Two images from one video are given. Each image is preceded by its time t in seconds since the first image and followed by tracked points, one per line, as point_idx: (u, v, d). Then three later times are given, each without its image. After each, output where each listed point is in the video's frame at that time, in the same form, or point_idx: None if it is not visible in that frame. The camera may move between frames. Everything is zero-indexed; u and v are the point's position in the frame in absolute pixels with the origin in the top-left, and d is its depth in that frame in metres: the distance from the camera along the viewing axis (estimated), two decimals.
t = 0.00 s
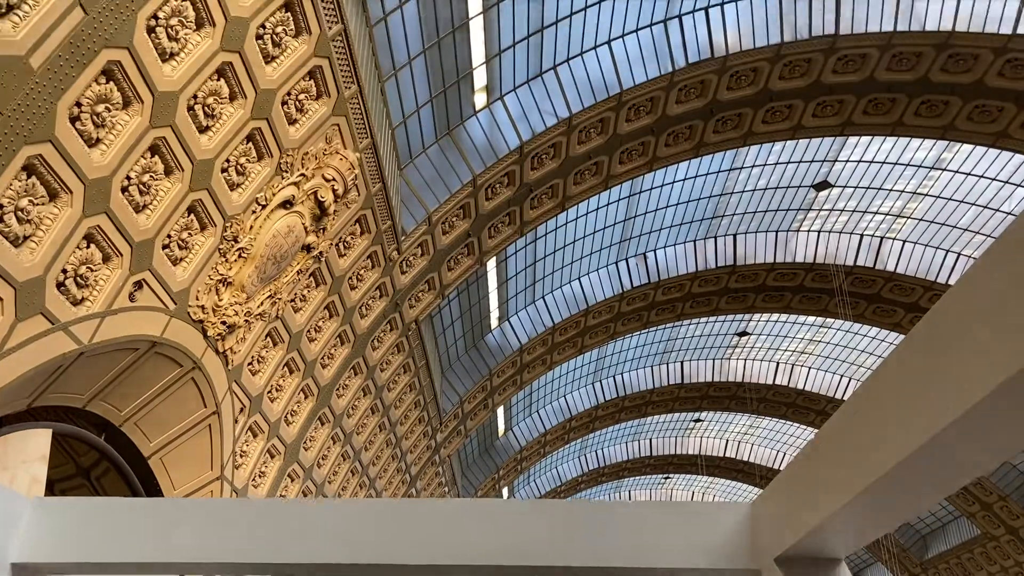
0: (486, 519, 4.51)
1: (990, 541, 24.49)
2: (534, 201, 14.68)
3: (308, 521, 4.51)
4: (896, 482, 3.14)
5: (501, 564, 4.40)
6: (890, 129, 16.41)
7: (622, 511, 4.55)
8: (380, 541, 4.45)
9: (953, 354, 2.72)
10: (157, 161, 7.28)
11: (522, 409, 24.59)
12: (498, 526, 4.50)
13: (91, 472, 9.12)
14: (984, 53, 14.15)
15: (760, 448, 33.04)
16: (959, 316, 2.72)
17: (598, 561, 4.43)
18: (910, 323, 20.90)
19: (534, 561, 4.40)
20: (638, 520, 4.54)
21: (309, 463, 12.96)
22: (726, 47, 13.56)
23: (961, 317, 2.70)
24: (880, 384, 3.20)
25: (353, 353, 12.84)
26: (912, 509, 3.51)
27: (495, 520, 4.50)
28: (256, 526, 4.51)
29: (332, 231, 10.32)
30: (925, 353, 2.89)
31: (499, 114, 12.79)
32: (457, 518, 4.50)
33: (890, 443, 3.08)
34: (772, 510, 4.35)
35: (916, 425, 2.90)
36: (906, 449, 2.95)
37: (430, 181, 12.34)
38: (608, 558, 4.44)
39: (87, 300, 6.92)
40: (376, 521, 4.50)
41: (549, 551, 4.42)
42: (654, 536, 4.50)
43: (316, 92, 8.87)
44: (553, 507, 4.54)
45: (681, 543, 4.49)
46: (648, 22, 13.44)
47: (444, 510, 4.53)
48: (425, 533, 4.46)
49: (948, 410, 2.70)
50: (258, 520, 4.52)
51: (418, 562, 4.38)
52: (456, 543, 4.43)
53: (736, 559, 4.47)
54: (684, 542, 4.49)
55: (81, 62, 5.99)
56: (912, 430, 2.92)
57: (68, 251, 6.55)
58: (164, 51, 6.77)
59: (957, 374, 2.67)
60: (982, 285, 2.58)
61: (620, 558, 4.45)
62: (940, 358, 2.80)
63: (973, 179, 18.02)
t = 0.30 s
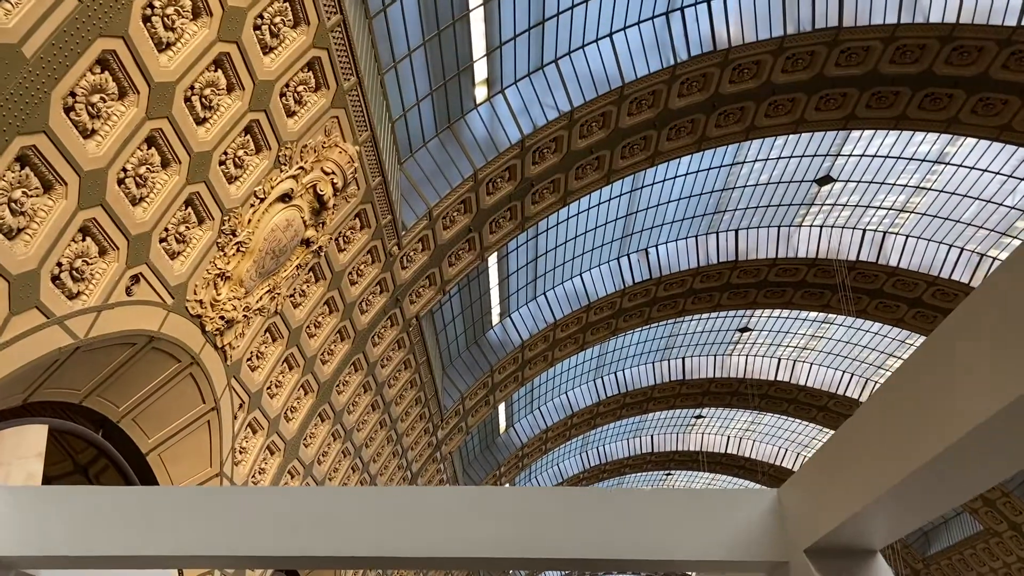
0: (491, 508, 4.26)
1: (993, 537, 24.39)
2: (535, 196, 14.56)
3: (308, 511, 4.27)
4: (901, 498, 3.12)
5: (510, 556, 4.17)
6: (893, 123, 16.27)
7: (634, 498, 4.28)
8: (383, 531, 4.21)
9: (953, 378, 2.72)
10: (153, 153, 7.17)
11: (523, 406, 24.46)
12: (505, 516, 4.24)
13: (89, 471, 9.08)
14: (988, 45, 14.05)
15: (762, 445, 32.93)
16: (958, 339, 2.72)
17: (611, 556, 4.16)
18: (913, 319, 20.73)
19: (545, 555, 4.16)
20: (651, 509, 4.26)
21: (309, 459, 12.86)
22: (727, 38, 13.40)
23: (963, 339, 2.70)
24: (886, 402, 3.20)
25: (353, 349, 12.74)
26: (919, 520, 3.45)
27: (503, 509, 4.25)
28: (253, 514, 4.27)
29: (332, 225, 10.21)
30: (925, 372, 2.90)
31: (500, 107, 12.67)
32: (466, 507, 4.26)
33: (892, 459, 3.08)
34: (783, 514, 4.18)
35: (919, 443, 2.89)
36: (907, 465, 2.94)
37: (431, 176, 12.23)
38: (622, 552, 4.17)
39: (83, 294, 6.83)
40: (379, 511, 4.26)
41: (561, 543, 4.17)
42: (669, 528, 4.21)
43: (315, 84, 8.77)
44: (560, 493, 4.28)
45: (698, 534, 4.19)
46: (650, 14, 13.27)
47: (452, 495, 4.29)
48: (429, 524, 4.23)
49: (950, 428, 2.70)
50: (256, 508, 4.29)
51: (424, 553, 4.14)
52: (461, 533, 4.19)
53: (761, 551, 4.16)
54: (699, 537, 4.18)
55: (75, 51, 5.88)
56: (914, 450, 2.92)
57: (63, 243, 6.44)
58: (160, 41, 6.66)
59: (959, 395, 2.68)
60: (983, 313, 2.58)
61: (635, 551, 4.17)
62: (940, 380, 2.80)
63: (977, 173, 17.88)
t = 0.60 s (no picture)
0: (481, 485, 3.54)
1: (995, 532, 24.36)
2: (535, 189, 14.46)
3: (282, 489, 3.61)
4: (892, 501, 2.74)
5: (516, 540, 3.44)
6: (895, 116, 16.15)
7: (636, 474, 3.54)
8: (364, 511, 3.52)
9: (955, 370, 2.38)
10: (148, 143, 7.07)
11: (523, 401, 24.36)
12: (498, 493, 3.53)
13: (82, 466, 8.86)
14: (991, 36, 13.94)
15: (762, 441, 32.87)
16: (964, 328, 2.38)
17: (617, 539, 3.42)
18: (915, 313, 20.60)
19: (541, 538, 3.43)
20: (659, 487, 3.50)
21: (308, 455, 12.76)
22: (728, 30, 13.30)
23: (967, 328, 2.36)
24: (877, 397, 2.82)
25: (351, 344, 12.65)
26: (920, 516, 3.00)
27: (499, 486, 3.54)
28: (221, 492, 3.62)
29: (329, 219, 10.12)
30: (925, 364, 2.54)
31: (500, 100, 12.58)
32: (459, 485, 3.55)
33: (884, 458, 2.70)
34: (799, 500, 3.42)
35: (926, 435, 2.46)
36: (913, 460, 2.51)
37: (430, 169, 12.13)
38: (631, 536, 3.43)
39: (77, 286, 6.73)
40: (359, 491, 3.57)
41: (567, 525, 3.44)
42: (679, 509, 3.46)
43: (312, 74, 8.67)
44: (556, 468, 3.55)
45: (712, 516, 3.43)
46: (650, 6, 13.15)
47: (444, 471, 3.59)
48: (417, 503, 3.53)
49: (963, 418, 2.30)
50: (224, 486, 3.63)
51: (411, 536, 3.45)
52: (454, 513, 3.49)
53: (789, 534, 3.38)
54: (708, 520, 3.43)
55: (67, 37, 5.77)
56: (910, 448, 2.54)
57: (57, 233, 6.35)
58: (155, 29, 6.56)
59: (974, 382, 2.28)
60: (993, 295, 2.25)
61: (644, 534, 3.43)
62: (942, 373, 2.45)
63: (979, 166, 17.77)
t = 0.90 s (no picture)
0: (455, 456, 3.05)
1: (994, 527, 24.33)
2: (533, 182, 14.36)
3: (229, 461, 3.10)
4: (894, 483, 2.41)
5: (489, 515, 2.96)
6: (895, 109, 16.06)
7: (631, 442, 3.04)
8: (323, 487, 3.03)
9: (957, 355, 2.11)
10: (142, 133, 6.98)
11: (523, 397, 24.29)
12: (476, 466, 3.04)
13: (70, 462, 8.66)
14: (992, 28, 13.85)
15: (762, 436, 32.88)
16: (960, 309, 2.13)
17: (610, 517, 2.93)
18: (915, 308, 20.51)
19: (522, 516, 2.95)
20: (657, 459, 3.02)
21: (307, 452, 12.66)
22: (728, 22, 13.19)
23: (967, 309, 2.10)
24: (875, 381, 2.53)
25: (349, 339, 12.56)
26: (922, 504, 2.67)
27: (479, 458, 3.04)
28: (164, 466, 3.12)
29: (326, 211, 10.03)
30: (921, 349, 2.28)
31: (499, 93, 12.49)
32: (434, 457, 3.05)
33: (885, 444, 2.40)
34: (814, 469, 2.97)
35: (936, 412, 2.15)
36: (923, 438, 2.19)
37: (427, 162, 12.04)
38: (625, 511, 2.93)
39: (70, 278, 6.65)
40: (317, 464, 3.06)
41: (555, 500, 2.96)
42: (681, 481, 2.97)
43: (308, 64, 8.57)
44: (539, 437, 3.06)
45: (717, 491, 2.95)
46: None
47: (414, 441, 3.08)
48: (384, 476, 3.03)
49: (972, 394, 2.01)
50: (165, 461, 3.13)
51: (377, 514, 2.96)
52: (426, 488, 2.99)
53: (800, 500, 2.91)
54: (711, 496, 2.94)
55: (58, 24, 5.68)
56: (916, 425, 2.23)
57: (49, 224, 6.27)
58: (148, 17, 6.48)
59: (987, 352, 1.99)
60: (993, 271, 2.01)
61: (641, 511, 2.95)
62: (941, 360, 2.17)
63: (980, 159, 17.68)
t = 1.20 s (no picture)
0: (444, 438, 2.82)
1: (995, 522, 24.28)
2: (532, 176, 14.25)
3: (207, 446, 2.87)
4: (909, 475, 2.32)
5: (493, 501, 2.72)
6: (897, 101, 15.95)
7: (632, 423, 2.84)
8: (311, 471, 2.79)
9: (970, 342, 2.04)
10: (134, 123, 6.88)
11: (523, 392, 24.22)
12: (468, 450, 2.81)
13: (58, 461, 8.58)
14: (994, 19, 13.74)
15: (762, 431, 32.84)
16: (960, 298, 2.12)
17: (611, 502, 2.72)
18: (915, 302, 20.43)
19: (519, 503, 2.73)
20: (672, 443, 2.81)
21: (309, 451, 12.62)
22: (728, 13, 13.05)
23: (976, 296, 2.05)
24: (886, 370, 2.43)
25: (347, 334, 12.48)
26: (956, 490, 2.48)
27: (470, 441, 2.82)
28: (137, 450, 2.90)
29: (323, 205, 9.93)
30: (924, 338, 2.26)
31: (497, 86, 12.40)
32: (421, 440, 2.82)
33: (900, 432, 2.30)
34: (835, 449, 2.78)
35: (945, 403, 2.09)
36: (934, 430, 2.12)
37: (425, 155, 11.94)
38: (629, 496, 2.72)
39: (63, 272, 6.56)
40: (297, 448, 2.82)
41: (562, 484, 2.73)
42: (691, 466, 2.77)
43: (304, 55, 8.47)
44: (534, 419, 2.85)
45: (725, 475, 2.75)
46: None
47: (402, 422, 2.86)
48: (369, 460, 2.79)
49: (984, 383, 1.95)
50: (141, 444, 2.89)
51: (361, 501, 2.72)
52: (416, 473, 2.76)
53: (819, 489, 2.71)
54: (720, 481, 2.75)
55: (48, 12, 5.57)
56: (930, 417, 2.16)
57: (40, 215, 6.17)
58: (140, 5, 6.37)
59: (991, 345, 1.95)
60: (995, 257, 2.00)
61: (646, 497, 2.74)
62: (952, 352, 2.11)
63: (981, 152, 17.56)
